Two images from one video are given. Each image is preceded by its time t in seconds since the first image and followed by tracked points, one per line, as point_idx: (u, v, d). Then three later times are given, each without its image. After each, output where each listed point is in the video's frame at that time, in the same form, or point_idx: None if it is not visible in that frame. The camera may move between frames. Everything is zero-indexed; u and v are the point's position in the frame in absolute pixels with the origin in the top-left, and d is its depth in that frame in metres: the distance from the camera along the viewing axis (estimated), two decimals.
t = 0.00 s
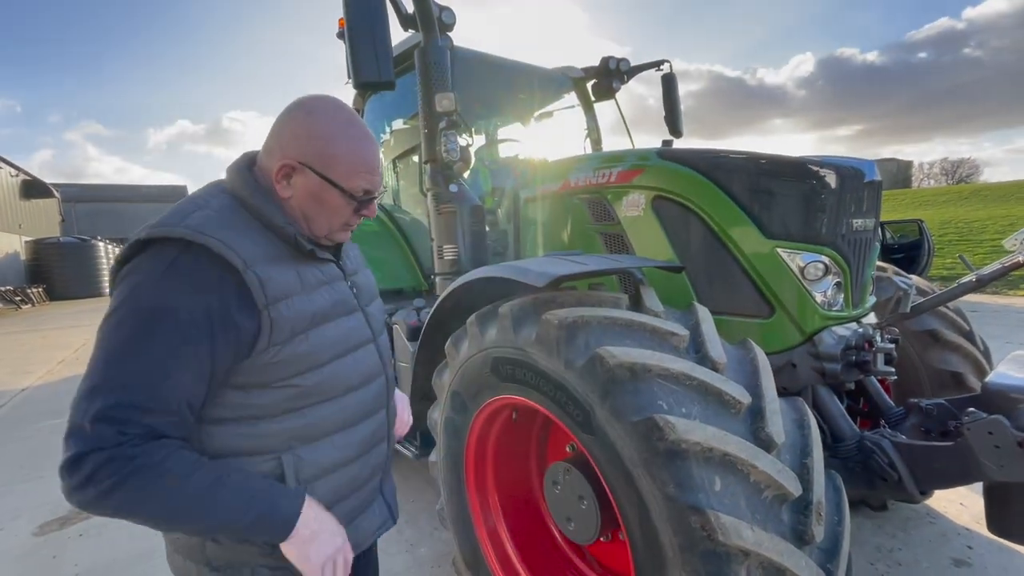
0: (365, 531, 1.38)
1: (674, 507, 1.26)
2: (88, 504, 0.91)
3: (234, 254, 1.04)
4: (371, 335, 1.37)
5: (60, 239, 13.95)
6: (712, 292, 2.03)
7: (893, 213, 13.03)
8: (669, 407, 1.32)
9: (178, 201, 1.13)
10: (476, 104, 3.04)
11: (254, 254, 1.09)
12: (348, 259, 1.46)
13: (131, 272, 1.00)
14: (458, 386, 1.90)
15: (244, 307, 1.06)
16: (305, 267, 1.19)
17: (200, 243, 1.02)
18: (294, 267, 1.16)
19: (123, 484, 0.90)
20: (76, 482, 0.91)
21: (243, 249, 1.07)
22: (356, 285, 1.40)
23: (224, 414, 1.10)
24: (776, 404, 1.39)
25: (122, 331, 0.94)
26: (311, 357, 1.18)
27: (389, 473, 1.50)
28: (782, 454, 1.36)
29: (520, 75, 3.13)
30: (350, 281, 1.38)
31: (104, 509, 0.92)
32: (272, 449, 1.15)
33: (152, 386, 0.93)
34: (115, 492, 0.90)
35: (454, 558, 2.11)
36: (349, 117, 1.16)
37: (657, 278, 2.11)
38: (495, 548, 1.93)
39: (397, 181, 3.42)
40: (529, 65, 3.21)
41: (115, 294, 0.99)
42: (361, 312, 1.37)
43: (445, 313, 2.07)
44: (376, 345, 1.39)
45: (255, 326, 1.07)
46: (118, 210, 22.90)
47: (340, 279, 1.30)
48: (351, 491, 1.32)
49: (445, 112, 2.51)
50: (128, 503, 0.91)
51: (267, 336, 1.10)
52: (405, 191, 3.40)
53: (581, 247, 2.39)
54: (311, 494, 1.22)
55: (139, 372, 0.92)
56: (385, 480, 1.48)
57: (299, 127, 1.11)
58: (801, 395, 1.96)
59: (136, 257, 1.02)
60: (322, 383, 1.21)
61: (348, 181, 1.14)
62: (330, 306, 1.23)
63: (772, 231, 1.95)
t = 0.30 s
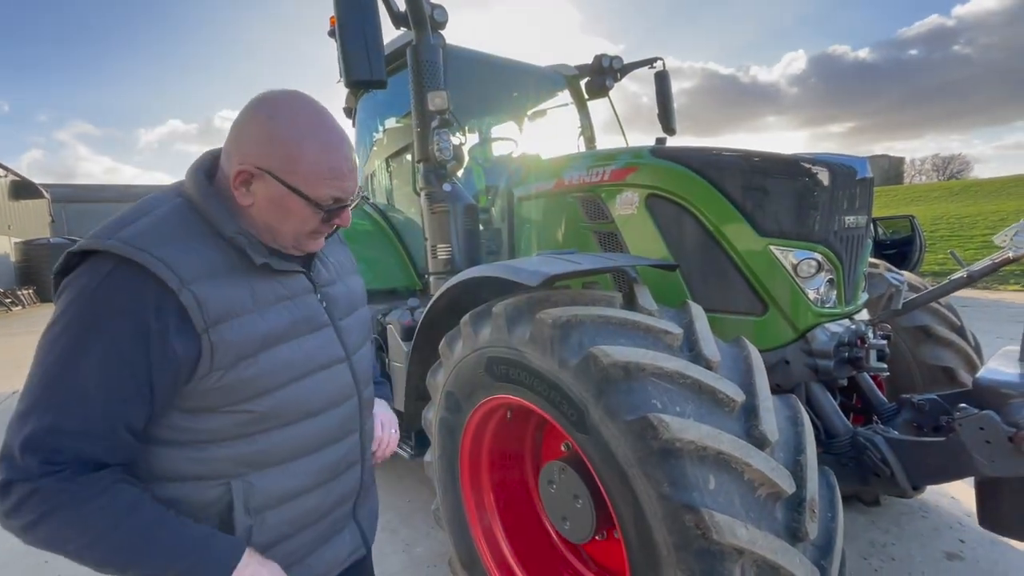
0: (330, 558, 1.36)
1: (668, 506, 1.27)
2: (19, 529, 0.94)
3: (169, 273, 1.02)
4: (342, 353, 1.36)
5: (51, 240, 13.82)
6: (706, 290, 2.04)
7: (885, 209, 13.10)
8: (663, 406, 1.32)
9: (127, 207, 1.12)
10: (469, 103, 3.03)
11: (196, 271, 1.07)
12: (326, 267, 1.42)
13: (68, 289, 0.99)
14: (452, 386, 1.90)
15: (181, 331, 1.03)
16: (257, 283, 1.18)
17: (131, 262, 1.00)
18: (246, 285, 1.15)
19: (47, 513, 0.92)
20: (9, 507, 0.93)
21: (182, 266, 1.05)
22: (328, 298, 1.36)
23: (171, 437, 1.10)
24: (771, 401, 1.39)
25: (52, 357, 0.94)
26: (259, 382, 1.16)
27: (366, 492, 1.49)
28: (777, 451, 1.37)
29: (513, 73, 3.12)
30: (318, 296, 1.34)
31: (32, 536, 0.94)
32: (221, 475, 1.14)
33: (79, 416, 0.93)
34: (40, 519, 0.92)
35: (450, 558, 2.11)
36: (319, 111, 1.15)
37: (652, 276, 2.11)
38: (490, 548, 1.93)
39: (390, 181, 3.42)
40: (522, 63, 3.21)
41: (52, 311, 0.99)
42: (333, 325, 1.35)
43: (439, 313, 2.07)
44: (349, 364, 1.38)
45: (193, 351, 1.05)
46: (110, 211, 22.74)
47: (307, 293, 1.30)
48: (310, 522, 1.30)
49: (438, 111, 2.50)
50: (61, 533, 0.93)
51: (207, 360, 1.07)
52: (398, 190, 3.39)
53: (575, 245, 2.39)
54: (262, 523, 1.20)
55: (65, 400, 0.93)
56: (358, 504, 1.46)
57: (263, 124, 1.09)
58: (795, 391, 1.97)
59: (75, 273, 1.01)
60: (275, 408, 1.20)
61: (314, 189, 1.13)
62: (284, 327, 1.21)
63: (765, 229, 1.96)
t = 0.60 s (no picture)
0: (307, 564, 1.35)
1: (660, 501, 1.27)
2: None
3: (115, 270, 1.02)
4: (313, 354, 1.33)
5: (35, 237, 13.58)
6: (697, 284, 2.04)
7: (874, 203, 13.18)
8: (654, 401, 1.32)
9: (83, 208, 1.13)
10: (459, 98, 3.01)
11: (147, 270, 1.07)
12: (301, 262, 1.39)
13: (22, 289, 1.01)
14: (443, 383, 1.89)
15: (130, 329, 1.03)
16: (216, 281, 1.17)
17: (80, 261, 1.00)
18: (203, 284, 1.15)
19: None
20: None
21: (132, 264, 1.05)
22: (297, 295, 1.33)
23: (134, 437, 1.13)
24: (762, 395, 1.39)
25: None
26: (219, 382, 1.15)
27: (349, 497, 1.48)
28: (767, 445, 1.36)
29: (503, 67, 3.11)
30: (287, 289, 1.31)
31: None
32: (184, 477, 1.15)
33: (26, 416, 0.93)
34: None
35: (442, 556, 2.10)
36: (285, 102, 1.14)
37: (643, 271, 2.11)
38: (482, 544, 1.93)
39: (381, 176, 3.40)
40: (512, 57, 3.19)
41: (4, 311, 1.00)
42: (303, 324, 1.32)
43: (431, 309, 2.06)
44: (323, 363, 1.35)
45: (144, 349, 1.05)
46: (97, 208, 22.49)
47: (274, 288, 1.27)
48: (282, 527, 1.30)
49: (428, 105, 2.48)
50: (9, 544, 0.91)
51: (160, 359, 1.07)
52: (388, 186, 3.37)
53: (567, 240, 2.38)
54: (228, 527, 1.21)
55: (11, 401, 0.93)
56: (341, 509, 1.45)
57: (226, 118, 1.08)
58: (786, 385, 1.98)
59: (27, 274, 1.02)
60: (237, 410, 1.19)
61: (286, 191, 1.14)
62: (244, 326, 1.20)
63: (756, 223, 1.96)
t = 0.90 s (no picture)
0: (300, 545, 1.35)
1: (653, 494, 1.27)
2: None
3: (115, 262, 1.03)
4: (308, 342, 1.32)
5: (16, 232, 13.34)
6: (689, 278, 2.04)
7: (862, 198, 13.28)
8: (646, 395, 1.32)
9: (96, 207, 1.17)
10: (449, 91, 2.99)
11: (149, 261, 1.08)
12: (298, 258, 1.36)
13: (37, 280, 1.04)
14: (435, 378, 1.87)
15: (132, 319, 1.05)
16: (211, 275, 1.17)
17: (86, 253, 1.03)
18: (199, 275, 1.15)
19: None
20: None
21: (132, 256, 1.06)
22: (293, 287, 1.32)
23: (138, 418, 1.14)
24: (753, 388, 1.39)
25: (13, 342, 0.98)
26: (215, 368, 1.16)
27: (344, 482, 1.46)
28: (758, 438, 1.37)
29: (493, 60, 3.09)
30: (282, 281, 1.30)
31: None
32: (183, 455, 1.16)
33: (31, 396, 0.95)
34: None
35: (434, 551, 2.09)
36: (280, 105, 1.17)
37: (636, 266, 2.11)
38: (475, 540, 1.92)
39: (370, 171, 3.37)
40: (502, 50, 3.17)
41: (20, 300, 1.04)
42: (301, 314, 1.32)
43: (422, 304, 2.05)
44: (317, 354, 1.34)
45: (144, 336, 1.06)
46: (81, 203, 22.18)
47: (269, 282, 1.26)
48: (272, 509, 1.29)
49: (417, 98, 2.46)
50: None
51: (159, 346, 1.08)
52: (378, 180, 3.34)
53: (559, 235, 2.37)
54: (223, 504, 1.21)
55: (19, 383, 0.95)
56: (333, 503, 1.44)
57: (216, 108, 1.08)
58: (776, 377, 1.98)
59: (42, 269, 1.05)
60: (235, 394, 1.19)
61: (280, 191, 1.14)
62: (239, 316, 1.20)
63: (747, 217, 1.96)
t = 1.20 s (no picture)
0: (299, 509, 1.36)
1: (642, 490, 1.28)
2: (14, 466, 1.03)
3: (141, 252, 1.09)
4: (312, 329, 1.33)
5: None
6: (679, 272, 2.05)
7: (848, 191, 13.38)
8: (636, 390, 1.32)
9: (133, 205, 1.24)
10: (438, 83, 2.96)
11: (172, 253, 1.13)
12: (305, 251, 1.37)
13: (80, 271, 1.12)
14: (425, 374, 1.86)
15: (158, 305, 1.11)
16: (230, 267, 1.21)
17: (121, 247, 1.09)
18: (215, 267, 1.18)
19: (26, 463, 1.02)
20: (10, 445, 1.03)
21: (157, 248, 1.12)
22: (300, 280, 1.33)
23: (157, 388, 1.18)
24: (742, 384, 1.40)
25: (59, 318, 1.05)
26: (226, 350, 1.19)
27: (342, 453, 1.46)
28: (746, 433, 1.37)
29: (483, 52, 3.06)
30: (291, 273, 1.32)
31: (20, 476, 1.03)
32: (196, 423, 1.19)
33: (72, 367, 1.02)
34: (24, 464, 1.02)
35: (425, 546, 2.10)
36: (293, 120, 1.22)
37: (625, 260, 2.11)
38: (465, 535, 1.93)
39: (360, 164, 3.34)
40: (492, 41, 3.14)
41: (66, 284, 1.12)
42: (303, 305, 1.32)
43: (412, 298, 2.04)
44: (318, 339, 1.34)
45: (167, 322, 1.11)
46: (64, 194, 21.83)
47: (278, 275, 1.28)
48: (279, 472, 1.31)
49: (406, 89, 2.43)
50: (33, 487, 1.01)
51: (180, 331, 1.13)
52: (367, 173, 3.31)
53: (549, 229, 2.36)
54: (232, 468, 1.24)
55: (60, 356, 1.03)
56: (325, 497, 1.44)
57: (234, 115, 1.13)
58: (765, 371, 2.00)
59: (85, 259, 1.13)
60: (246, 372, 1.22)
61: (290, 195, 1.16)
62: (249, 304, 1.22)
63: (737, 212, 1.97)
